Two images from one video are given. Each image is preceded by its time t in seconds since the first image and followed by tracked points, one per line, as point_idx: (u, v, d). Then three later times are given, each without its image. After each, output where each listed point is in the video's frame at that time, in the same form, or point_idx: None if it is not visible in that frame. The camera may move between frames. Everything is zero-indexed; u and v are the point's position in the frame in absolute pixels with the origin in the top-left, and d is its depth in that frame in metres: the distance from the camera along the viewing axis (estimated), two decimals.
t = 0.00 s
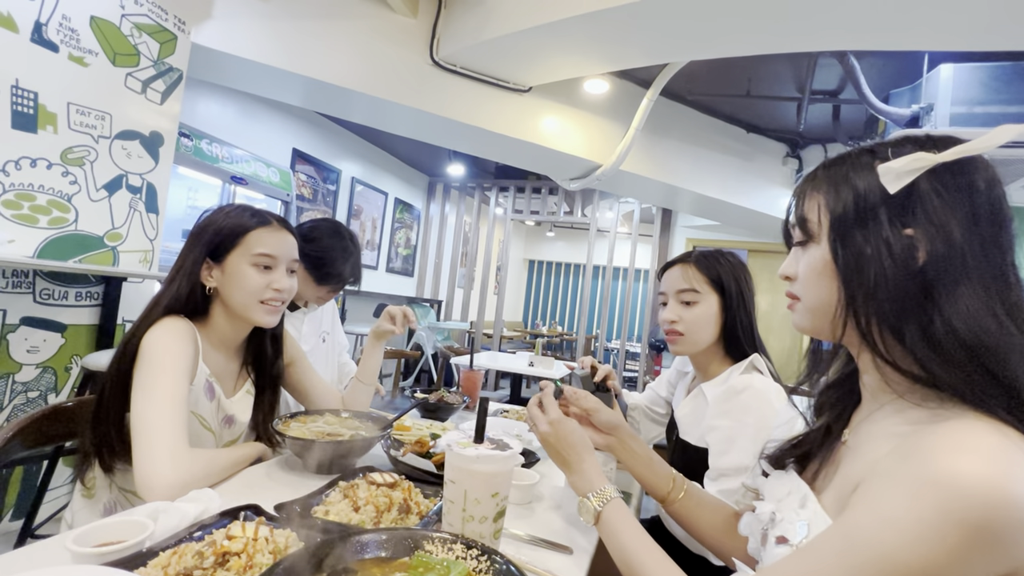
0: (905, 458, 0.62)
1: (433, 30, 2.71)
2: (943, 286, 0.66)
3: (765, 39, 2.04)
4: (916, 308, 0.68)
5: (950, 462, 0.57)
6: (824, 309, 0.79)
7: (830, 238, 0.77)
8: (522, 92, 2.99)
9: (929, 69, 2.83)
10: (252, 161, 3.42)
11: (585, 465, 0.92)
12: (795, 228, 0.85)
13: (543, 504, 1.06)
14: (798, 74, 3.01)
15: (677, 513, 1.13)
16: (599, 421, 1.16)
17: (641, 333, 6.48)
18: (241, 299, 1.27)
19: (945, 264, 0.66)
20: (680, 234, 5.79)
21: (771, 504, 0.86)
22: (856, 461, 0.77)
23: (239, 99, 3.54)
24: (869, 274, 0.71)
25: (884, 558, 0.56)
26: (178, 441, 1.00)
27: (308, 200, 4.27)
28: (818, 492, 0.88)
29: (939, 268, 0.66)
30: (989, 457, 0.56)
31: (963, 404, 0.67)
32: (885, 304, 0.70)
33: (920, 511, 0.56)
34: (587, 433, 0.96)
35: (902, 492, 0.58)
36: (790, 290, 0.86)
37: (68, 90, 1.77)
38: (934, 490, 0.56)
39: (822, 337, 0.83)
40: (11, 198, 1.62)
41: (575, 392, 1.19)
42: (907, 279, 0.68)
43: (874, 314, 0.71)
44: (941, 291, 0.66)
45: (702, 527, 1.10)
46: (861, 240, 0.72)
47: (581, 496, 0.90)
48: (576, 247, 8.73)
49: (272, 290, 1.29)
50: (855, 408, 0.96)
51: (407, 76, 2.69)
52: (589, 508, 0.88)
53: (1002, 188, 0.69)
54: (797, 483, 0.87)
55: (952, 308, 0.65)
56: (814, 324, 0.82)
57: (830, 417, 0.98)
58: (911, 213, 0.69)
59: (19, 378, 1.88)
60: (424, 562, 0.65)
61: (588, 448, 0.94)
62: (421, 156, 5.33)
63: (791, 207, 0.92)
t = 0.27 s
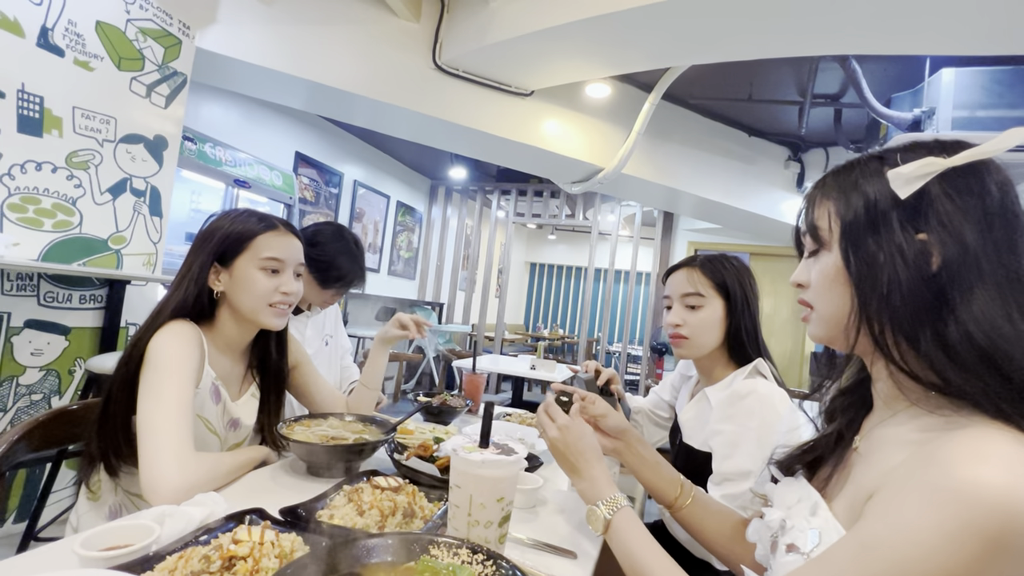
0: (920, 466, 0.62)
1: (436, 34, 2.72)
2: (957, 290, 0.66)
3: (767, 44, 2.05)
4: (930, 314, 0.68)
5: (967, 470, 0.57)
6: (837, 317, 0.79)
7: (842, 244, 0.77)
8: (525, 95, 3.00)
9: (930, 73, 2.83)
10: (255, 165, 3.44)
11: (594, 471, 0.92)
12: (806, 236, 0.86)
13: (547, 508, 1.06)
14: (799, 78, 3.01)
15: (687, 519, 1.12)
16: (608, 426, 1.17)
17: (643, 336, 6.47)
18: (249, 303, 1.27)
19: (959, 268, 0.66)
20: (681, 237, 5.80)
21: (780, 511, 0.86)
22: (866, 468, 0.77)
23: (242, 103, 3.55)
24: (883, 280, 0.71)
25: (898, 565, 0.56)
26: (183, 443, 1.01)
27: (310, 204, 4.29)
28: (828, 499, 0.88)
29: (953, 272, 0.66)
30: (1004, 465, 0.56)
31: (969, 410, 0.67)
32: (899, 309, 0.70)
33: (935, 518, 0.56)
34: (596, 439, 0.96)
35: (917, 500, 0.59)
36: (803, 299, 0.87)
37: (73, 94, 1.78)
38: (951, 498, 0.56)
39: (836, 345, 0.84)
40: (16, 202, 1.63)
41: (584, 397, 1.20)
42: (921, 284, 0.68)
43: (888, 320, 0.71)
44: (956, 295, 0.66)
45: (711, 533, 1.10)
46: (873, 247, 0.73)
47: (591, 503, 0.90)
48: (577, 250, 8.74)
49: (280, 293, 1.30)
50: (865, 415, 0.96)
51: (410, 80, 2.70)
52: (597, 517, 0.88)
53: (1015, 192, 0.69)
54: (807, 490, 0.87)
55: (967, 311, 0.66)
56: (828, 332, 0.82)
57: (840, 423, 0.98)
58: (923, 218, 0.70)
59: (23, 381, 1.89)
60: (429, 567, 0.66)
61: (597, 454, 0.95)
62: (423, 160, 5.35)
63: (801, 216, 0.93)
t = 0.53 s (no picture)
0: (922, 465, 0.62)
1: (437, 36, 2.73)
2: (960, 289, 0.66)
3: (767, 45, 2.05)
4: (934, 313, 0.68)
5: (970, 470, 0.57)
6: (841, 318, 0.79)
7: (845, 245, 0.77)
8: (525, 97, 3.00)
9: (930, 75, 2.83)
10: (256, 166, 3.44)
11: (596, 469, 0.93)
12: (809, 237, 0.86)
13: (547, 509, 1.06)
14: (800, 80, 3.02)
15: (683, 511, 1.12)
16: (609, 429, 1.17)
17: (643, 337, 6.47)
18: (246, 304, 1.27)
19: (962, 267, 0.66)
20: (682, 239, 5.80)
21: (783, 512, 0.86)
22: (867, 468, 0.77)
23: (243, 105, 3.56)
24: (886, 280, 0.71)
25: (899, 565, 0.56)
26: (183, 443, 1.01)
27: (311, 205, 4.29)
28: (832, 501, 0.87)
29: (955, 271, 0.66)
30: (1006, 464, 0.56)
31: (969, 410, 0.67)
32: (902, 309, 0.70)
33: (936, 518, 0.56)
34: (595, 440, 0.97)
35: (918, 501, 0.58)
36: (807, 300, 0.86)
37: (75, 96, 1.78)
38: (953, 498, 0.56)
39: (840, 346, 0.83)
40: (18, 203, 1.63)
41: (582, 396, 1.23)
42: (924, 283, 0.68)
43: (891, 320, 0.71)
44: (959, 294, 0.66)
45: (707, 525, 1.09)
46: (875, 247, 0.73)
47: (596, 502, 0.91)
48: (578, 252, 8.74)
49: (274, 295, 1.29)
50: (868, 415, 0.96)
51: (411, 82, 2.70)
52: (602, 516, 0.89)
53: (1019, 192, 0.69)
54: (810, 490, 0.86)
55: (970, 311, 0.66)
56: (831, 333, 0.82)
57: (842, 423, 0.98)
58: (926, 217, 0.70)
59: (24, 382, 1.89)
60: (428, 568, 0.66)
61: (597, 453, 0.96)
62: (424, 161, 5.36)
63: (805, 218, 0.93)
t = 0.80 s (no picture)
0: (924, 462, 0.62)
1: (438, 38, 2.73)
2: (962, 288, 0.66)
3: (768, 47, 2.05)
4: (937, 311, 0.68)
5: (972, 468, 0.56)
6: (844, 319, 0.79)
7: (847, 246, 0.78)
8: (526, 99, 3.01)
9: (932, 77, 2.83)
10: (258, 168, 3.45)
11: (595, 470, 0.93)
12: (813, 240, 0.86)
13: (548, 511, 1.06)
14: (801, 82, 3.02)
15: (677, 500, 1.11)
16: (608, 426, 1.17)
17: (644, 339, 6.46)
18: (245, 303, 1.28)
19: (964, 266, 0.66)
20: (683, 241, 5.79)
21: (784, 511, 0.85)
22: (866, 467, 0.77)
23: (244, 106, 3.57)
24: (889, 281, 0.71)
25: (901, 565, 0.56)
26: (184, 446, 1.01)
27: (313, 207, 4.30)
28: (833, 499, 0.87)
29: (957, 270, 0.66)
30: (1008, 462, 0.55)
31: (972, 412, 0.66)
32: (904, 309, 0.70)
33: (939, 517, 0.56)
34: (593, 442, 0.97)
35: (920, 500, 0.58)
36: (812, 302, 0.86)
37: (78, 98, 1.79)
38: (955, 497, 0.55)
39: (846, 348, 0.83)
40: (21, 204, 1.64)
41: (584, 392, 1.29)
42: (926, 283, 0.68)
43: (894, 319, 0.71)
44: (962, 293, 0.66)
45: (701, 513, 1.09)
46: (877, 247, 0.73)
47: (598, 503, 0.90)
48: (579, 254, 8.74)
49: (273, 293, 1.29)
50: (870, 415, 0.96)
51: (413, 84, 2.71)
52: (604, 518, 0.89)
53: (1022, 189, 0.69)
54: (813, 488, 0.86)
55: (973, 309, 0.65)
56: (837, 335, 0.82)
57: (843, 423, 0.98)
58: (927, 217, 0.70)
59: (25, 384, 1.89)
60: (429, 570, 0.66)
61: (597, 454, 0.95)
62: (425, 163, 5.36)
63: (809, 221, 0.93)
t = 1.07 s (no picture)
0: (916, 461, 0.62)
1: (439, 39, 2.74)
2: (971, 290, 0.66)
3: (767, 49, 2.06)
4: (947, 314, 0.68)
5: (962, 464, 0.57)
6: (852, 322, 0.78)
7: (856, 247, 0.76)
8: (526, 101, 3.01)
9: (931, 78, 2.83)
10: (258, 169, 3.46)
11: (599, 489, 0.92)
12: (816, 241, 0.85)
13: (548, 512, 1.06)
14: (800, 83, 3.02)
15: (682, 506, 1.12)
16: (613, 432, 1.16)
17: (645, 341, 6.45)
18: (246, 305, 1.28)
19: (974, 269, 0.66)
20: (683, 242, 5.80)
21: (776, 508, 0.86)
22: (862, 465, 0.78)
23: (244, 108, 3.57)
24: (900, 282, 0.70)
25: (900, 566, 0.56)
26: (183, 447, 1.01)
27: (313, 208, 4.31)
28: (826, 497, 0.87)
29: (967, 272, 0.66)
30: (999, 456, 0.56)
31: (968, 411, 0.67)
32: (914, 311, 0.70)
33: (935, 515, 0.56)
34: (595, 460, 0.96)
35: (917, 500, 0.58)
36: (815, 304, 0.85)
37: (79, 100, 1.80)
38: (949, 495, 0.56)
39: (850, 350, 0.82)
40: (21, 206, 1.64)
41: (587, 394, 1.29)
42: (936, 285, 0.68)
43: (902, 321, 0.71)
44: (971, 295, 0.66)
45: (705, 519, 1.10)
46: (886, 249, 0.73)
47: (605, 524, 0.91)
48: (579, 255, 8.73)
49: (275, 297, 1.29)
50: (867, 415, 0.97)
51: (413, 86, 2.71)
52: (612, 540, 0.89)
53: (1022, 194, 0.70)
54: (804, 486, 0.86)
55: (982, 311, 0.65)
56: (842, 337, 0.80)
57: (839, 423, 0.98)
58: (937, 219, 0.70)
59: (25, 385, 1.89)
60: (429, 571, 0.66)
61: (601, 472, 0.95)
62: (425, 164, 5.37)
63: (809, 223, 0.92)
